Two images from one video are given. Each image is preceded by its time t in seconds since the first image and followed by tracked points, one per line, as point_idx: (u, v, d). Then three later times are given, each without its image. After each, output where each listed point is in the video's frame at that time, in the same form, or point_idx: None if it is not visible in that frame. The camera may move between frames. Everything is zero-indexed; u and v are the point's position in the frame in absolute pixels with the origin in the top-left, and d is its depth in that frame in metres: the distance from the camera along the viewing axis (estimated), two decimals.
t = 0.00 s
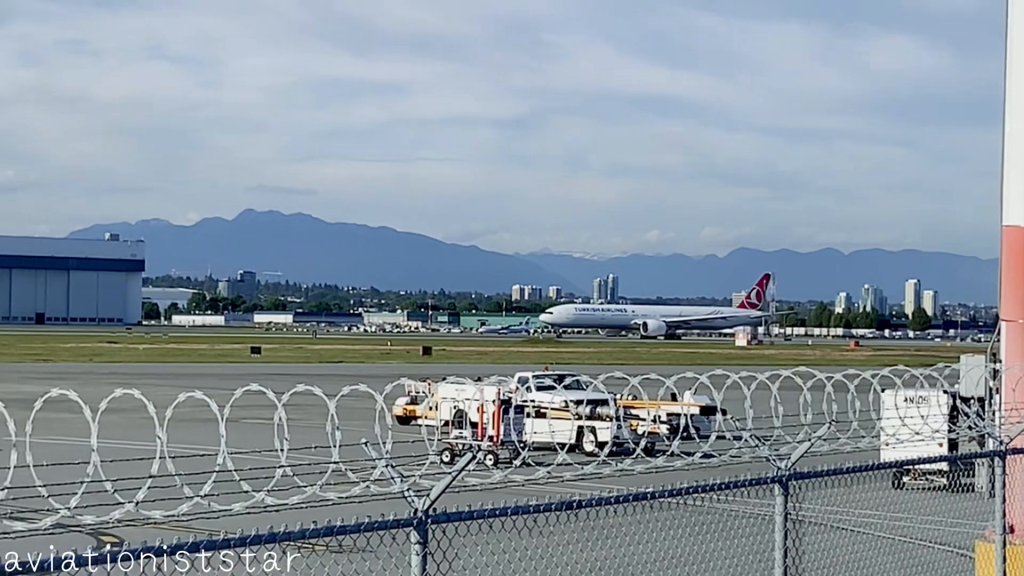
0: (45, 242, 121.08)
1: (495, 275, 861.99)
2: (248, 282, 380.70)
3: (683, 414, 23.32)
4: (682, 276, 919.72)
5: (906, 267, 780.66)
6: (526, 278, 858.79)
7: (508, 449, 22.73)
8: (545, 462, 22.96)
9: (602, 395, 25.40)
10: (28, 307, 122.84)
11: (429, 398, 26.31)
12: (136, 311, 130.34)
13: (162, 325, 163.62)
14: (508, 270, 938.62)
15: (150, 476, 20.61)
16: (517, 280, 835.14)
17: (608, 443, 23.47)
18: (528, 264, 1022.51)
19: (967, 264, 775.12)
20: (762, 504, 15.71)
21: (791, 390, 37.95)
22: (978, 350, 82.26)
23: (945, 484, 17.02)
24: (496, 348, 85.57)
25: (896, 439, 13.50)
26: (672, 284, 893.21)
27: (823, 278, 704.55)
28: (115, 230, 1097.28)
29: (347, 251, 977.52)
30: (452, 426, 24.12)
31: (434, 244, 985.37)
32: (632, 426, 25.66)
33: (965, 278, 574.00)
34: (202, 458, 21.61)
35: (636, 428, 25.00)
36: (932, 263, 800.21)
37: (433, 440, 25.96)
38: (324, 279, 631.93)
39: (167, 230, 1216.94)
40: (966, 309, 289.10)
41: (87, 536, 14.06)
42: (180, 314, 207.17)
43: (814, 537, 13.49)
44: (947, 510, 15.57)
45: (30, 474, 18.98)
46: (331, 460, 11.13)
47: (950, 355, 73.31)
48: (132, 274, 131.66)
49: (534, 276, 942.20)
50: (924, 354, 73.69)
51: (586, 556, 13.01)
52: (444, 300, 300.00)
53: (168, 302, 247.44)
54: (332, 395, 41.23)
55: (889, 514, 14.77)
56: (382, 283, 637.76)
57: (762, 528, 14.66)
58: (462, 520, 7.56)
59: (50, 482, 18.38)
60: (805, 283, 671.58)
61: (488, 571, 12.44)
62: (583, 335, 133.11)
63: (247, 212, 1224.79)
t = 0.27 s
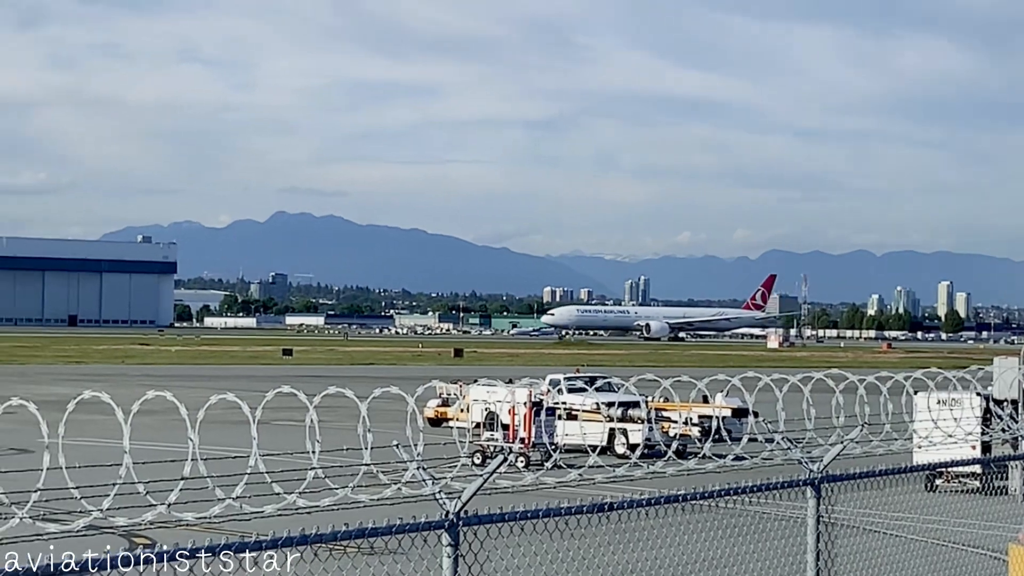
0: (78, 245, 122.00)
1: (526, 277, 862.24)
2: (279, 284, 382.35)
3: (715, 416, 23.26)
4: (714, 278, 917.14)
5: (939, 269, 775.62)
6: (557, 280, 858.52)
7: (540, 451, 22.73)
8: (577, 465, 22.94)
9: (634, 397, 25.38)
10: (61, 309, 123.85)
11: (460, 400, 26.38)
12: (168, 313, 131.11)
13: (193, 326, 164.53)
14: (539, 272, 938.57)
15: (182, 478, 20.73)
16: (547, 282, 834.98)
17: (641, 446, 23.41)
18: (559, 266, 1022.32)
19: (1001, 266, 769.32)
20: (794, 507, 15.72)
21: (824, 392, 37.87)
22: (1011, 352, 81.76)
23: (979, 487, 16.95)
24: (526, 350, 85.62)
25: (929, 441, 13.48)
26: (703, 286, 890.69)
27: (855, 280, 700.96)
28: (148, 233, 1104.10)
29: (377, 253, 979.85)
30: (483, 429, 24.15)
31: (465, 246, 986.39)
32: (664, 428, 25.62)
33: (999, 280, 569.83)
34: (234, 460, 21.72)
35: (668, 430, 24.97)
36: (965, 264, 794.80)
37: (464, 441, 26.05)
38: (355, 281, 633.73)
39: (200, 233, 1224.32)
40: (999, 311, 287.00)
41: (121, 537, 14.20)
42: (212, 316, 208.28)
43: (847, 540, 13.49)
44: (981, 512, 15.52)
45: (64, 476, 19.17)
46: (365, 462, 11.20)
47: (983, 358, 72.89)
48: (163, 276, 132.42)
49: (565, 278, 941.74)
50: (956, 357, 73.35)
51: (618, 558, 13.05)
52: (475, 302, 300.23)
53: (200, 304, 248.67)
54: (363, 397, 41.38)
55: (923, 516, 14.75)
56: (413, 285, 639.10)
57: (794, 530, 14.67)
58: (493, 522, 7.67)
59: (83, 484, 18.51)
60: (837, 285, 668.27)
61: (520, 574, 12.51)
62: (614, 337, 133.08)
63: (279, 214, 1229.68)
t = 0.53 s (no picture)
0: (113, 249, 122.95)
1: (559, 280, 861.46)
2: (313, 286, 383.83)
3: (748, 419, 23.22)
4: (748, 282, 913.93)
5: (976, 273, 769.60)
6: (590, 284, 857.43)
7: (572, 454, 22.78)
8: (609, 468, 22.97)
9: (667, 401, 25.40)
10: (96, 313, 124.83)
11: (494, 402, 26.49)
12: (201, 317, 131.87)
13: (227, 331, 165.37)
14: (572, 276, 938.27)
15: (216, 481, 20.90)
16: (580, 285, 834.23)
17: (673, 449, 23.38)
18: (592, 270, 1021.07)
19: None
20: (828, 511, 15.70)
21: (859, 396, 37.73)
22: None
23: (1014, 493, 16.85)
24: (559, 353, 85.58)
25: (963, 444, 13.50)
26: (737, 289, 887.49)
27: (890, 284, 696.62)
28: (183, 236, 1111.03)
29: (411, 256, 982.05)
30: (515, 433, 24.18)
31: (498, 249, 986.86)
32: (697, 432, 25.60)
33: None
34: (268, 462, 21.91)
35: (701, 434, 24.97)
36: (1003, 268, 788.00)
37: (497, 445, 26.15)
38: (388, 284, 635.38)
39: (234, 236, 1230.71)
40: None
41: (155, 539, 14.34)
42: (246, 320, 209.42)
43: (881, 545, 13.47)
44: (1015, 517, 15.47)
45: (100, 478, 19.40)
46: (398, 466, 11.29)
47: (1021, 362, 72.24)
48: (198, 279, 133.25)
49: (598, 281, 940.93)
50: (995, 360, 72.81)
51: (651, 562, 13.09)
52: (508, 305, 300.20)
53: (235, 307, 250.27)
54: (396, 401, 41.53)
55: (958, 520, 14.71)
56: (446, 289, 640.07)
57: (829, 533, 14.66)
58: (524, 524, 7.76)
59: (119, 486, 18.68)
60: (872, 289, 664.06)
61: None
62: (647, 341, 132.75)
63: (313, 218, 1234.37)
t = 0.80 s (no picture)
0: (148, 252, 123.91)
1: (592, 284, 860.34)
2: (346, 292, 385.49)
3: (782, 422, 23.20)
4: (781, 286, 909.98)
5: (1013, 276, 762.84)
6: (622, 287, 855.79)
7: (605, 457, 22.82)
8: (642, 471, 23.00)
9: (701, 404, 25.39)
10: (130, 316, 125.77)
11: (527, 406, 26.55)
12: (234, 320, 132.58)
13: (261, 334, 166.43)
14: (604, 280, 937.21)
15: (250, 484, 21.10)
16: (613, 289, 832.98)
17: (707, 452, 23.39)
18: (625, 273, 1019.02)
19: None
20: (863, 515, 15.70)
21: (893, 400, 37.60)
22: None
23: None
24: (592, 357, 85.59)
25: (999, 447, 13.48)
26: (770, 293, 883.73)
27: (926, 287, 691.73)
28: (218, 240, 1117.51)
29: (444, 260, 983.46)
30: (549, 436, 24.24)
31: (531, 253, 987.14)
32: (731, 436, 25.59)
33: None
34: (301, 466, 22.09)
35: (735, 437, 24.96)
36: None
37: (530, 449, 26.19)
38: (421, 287, 636.73)
39: (268, 240, 1236.71)
40: None
41: (189, 541, 14.49)
42: (280, 323, 210.40)
43: (915, 548, 13.48)
44: None
45: (135, 482, 19.61)
46: (432, 468, 11.40)
47: None
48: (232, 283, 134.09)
49: (631, 284, 939.37)
50: None
51: (686, 565, 13.14)
52: (540, 309, 300.14)
53: (268, 310, 251.58)
54: (429, 404, 41.65)
55: (993, 525, 14.68)
56: (479, 292, 640.66)
57: (864, 538, 14.67)
58: (556, 528, 7.88)
59: (153, 489, 18.87)
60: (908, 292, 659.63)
61: None
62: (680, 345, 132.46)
63: (346, 222, 1238.71)
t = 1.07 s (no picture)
0: (181, 256, 124.73)
1: (625, 287, 858.66)
2: (378, 296, 385.68)
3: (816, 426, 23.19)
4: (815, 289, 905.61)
5: None
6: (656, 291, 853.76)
7: (638, 461, 22.87)
8: (675, 475, 23.05)
9: (734, 408, 25.40)
10: (164, 320, 126.62)
11: (560, 410, 26.61)
12: (267, 323, 133.21)
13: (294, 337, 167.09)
14: (637, 283, 935.58)
15: (283, 487, 21.32)
16: (646, 292, 831.30)
17: (740, 456, 23.40)
18: (659, 277, 1016.57)
19: None
20: (896, 519, 15.72)
21: (927, 403, 37.46)
22: None
23: None
24: (625, 360, 85.40)
25: None
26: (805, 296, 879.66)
27: (961, 290, 686.61)
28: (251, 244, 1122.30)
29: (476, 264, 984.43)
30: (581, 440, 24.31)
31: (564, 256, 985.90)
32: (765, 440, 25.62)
33: None
34: (335, 470, 22.30)
35: (768, 441, 24.97)
36: None
37: (564, 452, 26.28)
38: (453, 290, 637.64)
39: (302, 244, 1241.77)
40: None
41: (221, 543, 14.65)
42: (313, 326, 211.28)
43: (950, 553, 13.50)
44: None
45: (170, 485, 19.83)
46: (465, 473, 11.56)
47: None
48: (265, 287, 134.81)
49: (664, 287, 937.25)
50: None
51: (720, 569, 13.22)
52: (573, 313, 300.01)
53: (302, 314, 252.73)
54: (462, 408, 41.80)
55: None
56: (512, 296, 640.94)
57: (898, 542, 14.69)
58: (589, 533, 8.00)
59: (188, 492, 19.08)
60: (944, 295, 654.93)
61: None
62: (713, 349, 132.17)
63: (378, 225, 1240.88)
